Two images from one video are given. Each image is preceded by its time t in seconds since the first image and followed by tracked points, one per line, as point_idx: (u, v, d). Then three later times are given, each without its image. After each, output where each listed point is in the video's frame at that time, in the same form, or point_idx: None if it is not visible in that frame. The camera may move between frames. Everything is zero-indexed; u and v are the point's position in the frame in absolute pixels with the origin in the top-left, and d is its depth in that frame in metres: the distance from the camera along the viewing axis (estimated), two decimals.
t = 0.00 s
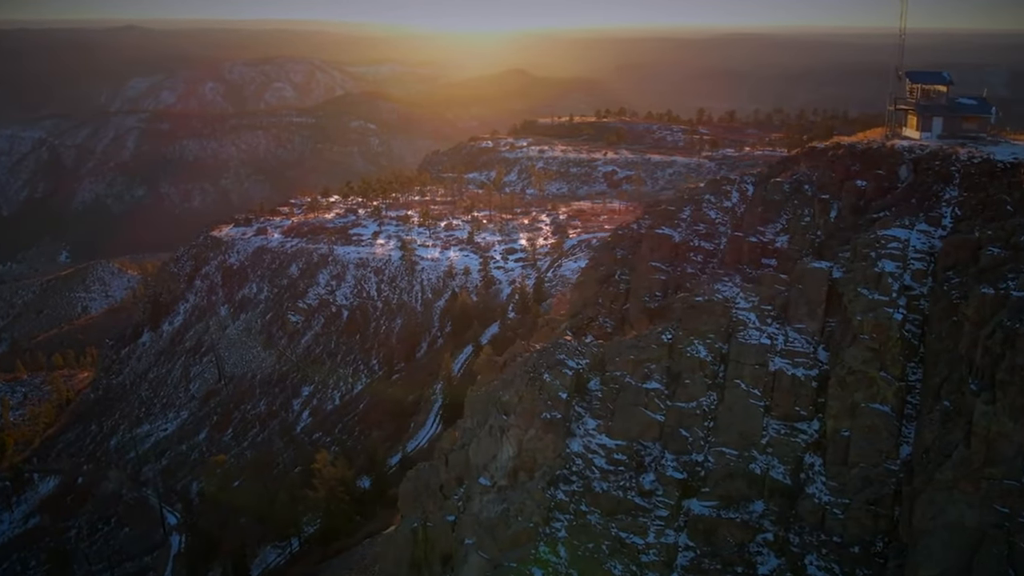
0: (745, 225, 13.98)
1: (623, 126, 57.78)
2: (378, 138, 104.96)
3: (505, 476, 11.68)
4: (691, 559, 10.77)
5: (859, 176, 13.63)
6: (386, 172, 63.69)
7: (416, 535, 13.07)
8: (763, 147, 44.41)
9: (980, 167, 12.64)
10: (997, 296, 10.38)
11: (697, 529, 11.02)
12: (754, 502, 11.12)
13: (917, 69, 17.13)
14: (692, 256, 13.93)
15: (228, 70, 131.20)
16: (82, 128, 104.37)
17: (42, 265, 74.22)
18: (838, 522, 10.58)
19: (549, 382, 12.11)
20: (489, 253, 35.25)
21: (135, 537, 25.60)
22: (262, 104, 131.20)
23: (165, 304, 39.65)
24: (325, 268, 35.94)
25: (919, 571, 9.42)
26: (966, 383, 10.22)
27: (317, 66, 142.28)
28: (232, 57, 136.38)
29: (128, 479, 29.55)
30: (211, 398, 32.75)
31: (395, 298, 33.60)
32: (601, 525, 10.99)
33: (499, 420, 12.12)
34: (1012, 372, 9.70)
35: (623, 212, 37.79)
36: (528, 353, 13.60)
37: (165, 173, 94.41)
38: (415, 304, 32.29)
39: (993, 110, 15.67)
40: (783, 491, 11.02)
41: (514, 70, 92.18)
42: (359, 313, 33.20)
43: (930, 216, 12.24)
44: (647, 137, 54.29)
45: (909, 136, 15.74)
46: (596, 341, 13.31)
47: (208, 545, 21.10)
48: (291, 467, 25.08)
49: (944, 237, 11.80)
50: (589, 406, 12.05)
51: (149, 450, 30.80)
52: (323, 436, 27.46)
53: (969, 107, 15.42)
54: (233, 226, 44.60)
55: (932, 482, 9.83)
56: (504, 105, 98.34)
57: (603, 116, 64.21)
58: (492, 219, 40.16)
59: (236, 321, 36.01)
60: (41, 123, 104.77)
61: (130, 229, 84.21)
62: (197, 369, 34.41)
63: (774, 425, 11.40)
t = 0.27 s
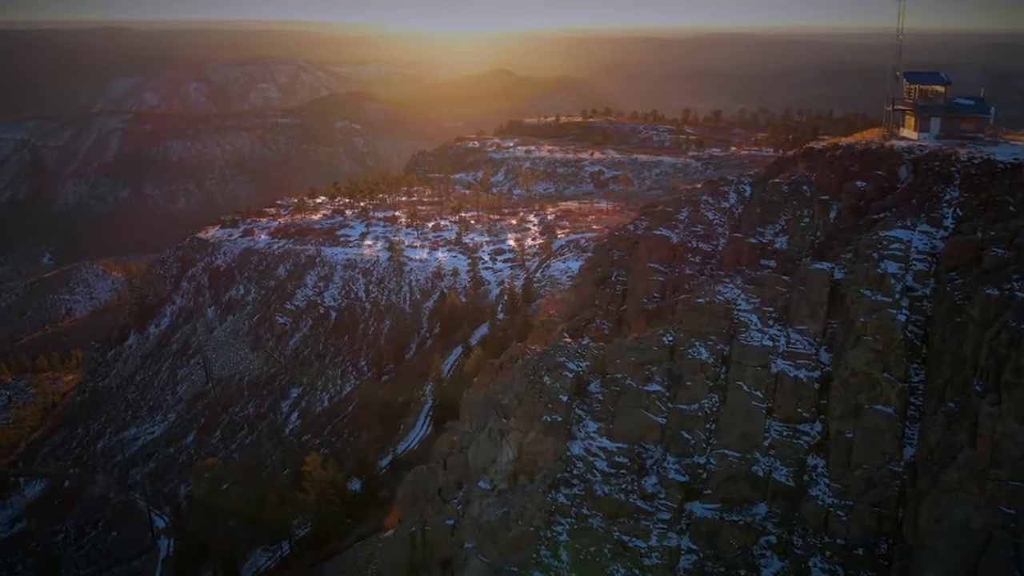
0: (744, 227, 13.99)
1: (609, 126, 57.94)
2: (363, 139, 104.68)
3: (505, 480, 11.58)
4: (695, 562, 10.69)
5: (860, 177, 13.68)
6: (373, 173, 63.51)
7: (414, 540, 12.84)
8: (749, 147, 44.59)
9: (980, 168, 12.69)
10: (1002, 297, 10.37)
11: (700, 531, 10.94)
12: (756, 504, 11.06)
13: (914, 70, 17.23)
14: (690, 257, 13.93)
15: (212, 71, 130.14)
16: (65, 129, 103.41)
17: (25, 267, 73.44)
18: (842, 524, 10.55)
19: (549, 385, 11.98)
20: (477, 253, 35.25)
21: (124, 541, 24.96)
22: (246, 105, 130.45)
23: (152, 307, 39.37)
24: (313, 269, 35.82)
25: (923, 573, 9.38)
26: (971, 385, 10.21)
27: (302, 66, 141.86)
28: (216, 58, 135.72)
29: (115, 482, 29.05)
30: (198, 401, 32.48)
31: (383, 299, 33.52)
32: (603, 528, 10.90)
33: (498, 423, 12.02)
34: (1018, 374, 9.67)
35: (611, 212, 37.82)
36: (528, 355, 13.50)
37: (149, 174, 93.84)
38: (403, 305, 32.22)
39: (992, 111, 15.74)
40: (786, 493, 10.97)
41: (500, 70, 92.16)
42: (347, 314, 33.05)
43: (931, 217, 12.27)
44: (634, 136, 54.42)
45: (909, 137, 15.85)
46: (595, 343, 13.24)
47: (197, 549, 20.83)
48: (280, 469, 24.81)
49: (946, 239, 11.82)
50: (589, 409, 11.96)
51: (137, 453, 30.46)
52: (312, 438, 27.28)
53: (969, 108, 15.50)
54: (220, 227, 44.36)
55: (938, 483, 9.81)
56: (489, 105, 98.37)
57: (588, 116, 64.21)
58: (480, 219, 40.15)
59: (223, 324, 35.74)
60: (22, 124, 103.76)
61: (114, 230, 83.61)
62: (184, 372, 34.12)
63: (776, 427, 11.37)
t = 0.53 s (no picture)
0: (741, 227, 13.97)
1: (595, 126, 57.99)
2: (346, 139, 104.24)
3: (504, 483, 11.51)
4: (696, 564, 10.60)
5: (858, 177, 13.72)
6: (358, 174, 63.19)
7: (411, 543, 12.66)
8: (734, 147, 44.68)
9: (980, 169, 12.77)
10: (1006, 298, 10.39)
11: (701, 534, 10.86)
12: (758, 506, 11.00)
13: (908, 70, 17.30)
14: (688, 258, 13.88)
15: (195, 71, 129.34)
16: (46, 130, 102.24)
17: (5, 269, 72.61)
18: (844, 525, 10.53)
19: (549, 387, 11.89)
20: (464, 254, 35.16)
21: (109, 543, 24.60)
22: (229, 105, 129.58)
23: (137, 309, 38.96)
24: (299, 271, 35.59)
25: None
26: (975, 385, 10.21)
27: (284, 67, 141.12)
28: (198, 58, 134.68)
29: (100, 485, 28.56)
30: (184, 403, 32.19)
31: (370, 300, 33.35)
32: (604, 531, 10.80)
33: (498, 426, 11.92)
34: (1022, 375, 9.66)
35: (597, 212, 37.85)
36: (527, 358, 13.39)
37: (131, 176, 93.21)
38: (390, 306, 32.06)
39: (990, 111, 15.84)
40: (787, 495, 10.93)
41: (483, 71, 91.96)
42: (334, 315, 32.89)
43: (931, 218, 12.31)
44: (619, 137, 54.45)
45: (906, 138, 15.96)
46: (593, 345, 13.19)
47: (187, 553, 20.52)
48: (269, 471, 24.54)
49: (946, 239, 11.86)
50: (588, 411, 11.83)
51: (123, 456, 30.12)
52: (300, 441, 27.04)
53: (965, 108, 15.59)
54: (205, 228, 43.98)
55: (942, 484, 9.81)
56: (473, 106, 98.18)
57: (573, 116, 64.14)
58: (466, 219, 40.08)
59: (209, 325, 35.45)
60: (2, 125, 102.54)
61: (96, 232, 82.81)
62: (170, 374, 33.79)
63: (778, 429, 11.35)
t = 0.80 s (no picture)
0: (736, 228, 13.96)
1: (579, 126, 58.01)
2: (329, 140, 103.66)
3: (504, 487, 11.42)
4: (697, 566, 10.56)
5: (856, 178, 13.76)
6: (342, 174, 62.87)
7: (409, 547, 12.51)
8: (717, 147, 44.71)
9: (978, 170, 12.84)
10: (1008, 299, 10.41)
11: (702, 536, 10.78)
12: (760, 508, 10.96)
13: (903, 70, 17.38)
14: (684, 259, 13.85)
15: (177, 71, 128.44)
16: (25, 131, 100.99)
17: None
18: (846, 527, 10.51)
19: (548, 390, 11.79)
20: (450, 254, 35.04)
21: (95, 547, 24.20)
22: (211, 106, 128.73)
23: (121, 311, 38.59)
24: (285, 272, 35.33)
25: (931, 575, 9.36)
26: (978, 386, 10.23)
27: (267, 66, 140.32)
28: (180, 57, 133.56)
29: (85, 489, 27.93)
30: (170, 406, 31.88)
31: (357, 301, 33.15)
32: (605, 534, 10.73)
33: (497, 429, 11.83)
34: None
35: (582, 212, 37.90)
36: (525, 360, 13.30)
37: (112, 177, 92.30)
38: (377, 307, 31.88)
39: (985, 111, 15.97)
40: (789, 496, 10.90)
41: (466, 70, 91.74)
42: (320, 317, 32.69)
43: (930, 219, 12.34)
44: (603, 137, 54.47)
45: (902, 137, 16.07)
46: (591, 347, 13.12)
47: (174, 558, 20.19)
48: (256, 475, 24.29)
49: (946, 239, 11.89)
50: (588, 414, 11.75)
51: (108, 460, 29.74)
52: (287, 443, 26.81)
53: (961, 109, 15.70)
54: (189, 230, 43.58)
55: (945, 485, 9.82)
56: (456, 106, 97.97)
57: (557, 116, 64.03)
58: (452, 220, 39.93)
59: (194, 328, 35.22)
60: None
61: (76, 234, 81.93)
62: (155, 377, 33.46)
63: (778, 430, 11.34)
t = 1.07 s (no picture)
0: (732, 228, 13.94)
1: (564, 126, 58.03)
2: (312, 140, 103.14)
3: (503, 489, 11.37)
4: (699, 568, 10.51)
5: (852, 178, 13.79)
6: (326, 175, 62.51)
7: (406, 551, 12.38)
8: (701, 147, 44.75)
9: (976, 170, 12.88)
10: (1009, 299, 10.42)
11: (704, 537, 10.71)
12: (760, 509, 10.95)
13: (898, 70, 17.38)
14: (680, 260, 13.82)
15: (158, 72, 127.32)
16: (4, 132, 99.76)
17: None
18: (847, 527, 10.50)
19: (547, 392, 11.72)
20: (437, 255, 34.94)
21: (80, 552, 23.82)
22: (193, 107, 127.76)
23: (105, 314, 38.18)
24: (270, 273, 35.11)
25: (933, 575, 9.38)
26: (979, 386, 10.25)
27: (249, 66, 139.36)
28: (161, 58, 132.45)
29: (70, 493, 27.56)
30: (155, 409, 31.55)
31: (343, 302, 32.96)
32: (606, 537, 10.71)
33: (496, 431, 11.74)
34: None
35: (568, 212, 37.89)
36: (522, 363, 13.21)
37: (93, 178, 91.38)
38: (364, 308, 31.72)
39: (981, 111, 16.05)
40: (789, 497, 10.88)
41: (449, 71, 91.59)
42: (306, 318, 32.50)
43: (929, 219, 12.34)
44: (588, 137, 54.50)
45: (897, 137, 16.15)
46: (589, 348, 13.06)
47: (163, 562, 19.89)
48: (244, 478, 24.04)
49: (946, 239, 11.90)
50: (586, 416, 11.69)
51: (93, 463, 29.35)
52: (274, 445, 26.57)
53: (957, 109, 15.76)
54: (173, 232, 43.20)
55: (947, 485, 9.84)
56: (439, 107, 97.80)
57: (541, 116, 63.98)
58: (438, 220, 39.78)
59: (179, 330, 34.94)
60: None
61: (57, 235, 81.00)
62: (140, 380, 33.11)
63: (778, 431, 11.30)
